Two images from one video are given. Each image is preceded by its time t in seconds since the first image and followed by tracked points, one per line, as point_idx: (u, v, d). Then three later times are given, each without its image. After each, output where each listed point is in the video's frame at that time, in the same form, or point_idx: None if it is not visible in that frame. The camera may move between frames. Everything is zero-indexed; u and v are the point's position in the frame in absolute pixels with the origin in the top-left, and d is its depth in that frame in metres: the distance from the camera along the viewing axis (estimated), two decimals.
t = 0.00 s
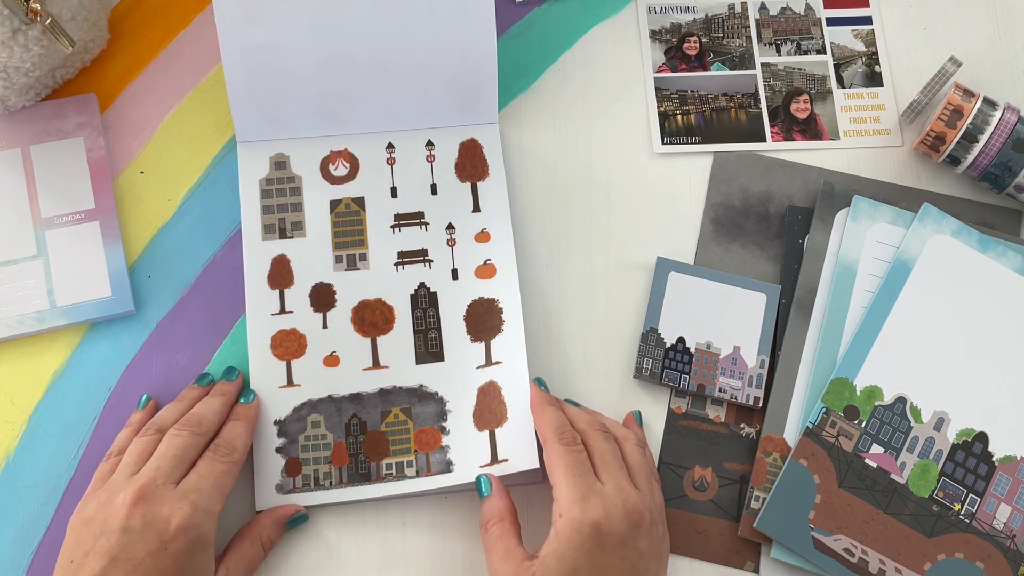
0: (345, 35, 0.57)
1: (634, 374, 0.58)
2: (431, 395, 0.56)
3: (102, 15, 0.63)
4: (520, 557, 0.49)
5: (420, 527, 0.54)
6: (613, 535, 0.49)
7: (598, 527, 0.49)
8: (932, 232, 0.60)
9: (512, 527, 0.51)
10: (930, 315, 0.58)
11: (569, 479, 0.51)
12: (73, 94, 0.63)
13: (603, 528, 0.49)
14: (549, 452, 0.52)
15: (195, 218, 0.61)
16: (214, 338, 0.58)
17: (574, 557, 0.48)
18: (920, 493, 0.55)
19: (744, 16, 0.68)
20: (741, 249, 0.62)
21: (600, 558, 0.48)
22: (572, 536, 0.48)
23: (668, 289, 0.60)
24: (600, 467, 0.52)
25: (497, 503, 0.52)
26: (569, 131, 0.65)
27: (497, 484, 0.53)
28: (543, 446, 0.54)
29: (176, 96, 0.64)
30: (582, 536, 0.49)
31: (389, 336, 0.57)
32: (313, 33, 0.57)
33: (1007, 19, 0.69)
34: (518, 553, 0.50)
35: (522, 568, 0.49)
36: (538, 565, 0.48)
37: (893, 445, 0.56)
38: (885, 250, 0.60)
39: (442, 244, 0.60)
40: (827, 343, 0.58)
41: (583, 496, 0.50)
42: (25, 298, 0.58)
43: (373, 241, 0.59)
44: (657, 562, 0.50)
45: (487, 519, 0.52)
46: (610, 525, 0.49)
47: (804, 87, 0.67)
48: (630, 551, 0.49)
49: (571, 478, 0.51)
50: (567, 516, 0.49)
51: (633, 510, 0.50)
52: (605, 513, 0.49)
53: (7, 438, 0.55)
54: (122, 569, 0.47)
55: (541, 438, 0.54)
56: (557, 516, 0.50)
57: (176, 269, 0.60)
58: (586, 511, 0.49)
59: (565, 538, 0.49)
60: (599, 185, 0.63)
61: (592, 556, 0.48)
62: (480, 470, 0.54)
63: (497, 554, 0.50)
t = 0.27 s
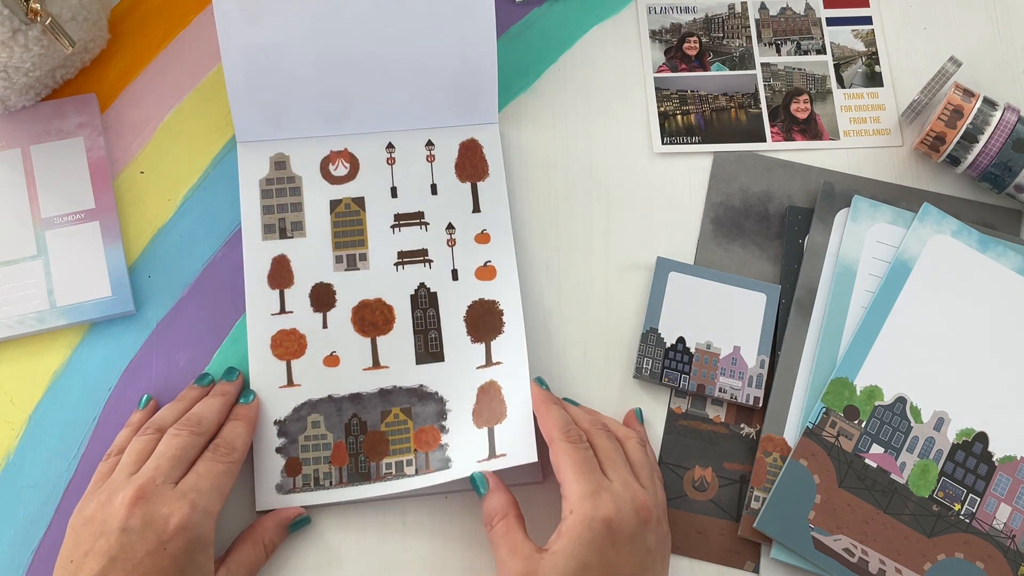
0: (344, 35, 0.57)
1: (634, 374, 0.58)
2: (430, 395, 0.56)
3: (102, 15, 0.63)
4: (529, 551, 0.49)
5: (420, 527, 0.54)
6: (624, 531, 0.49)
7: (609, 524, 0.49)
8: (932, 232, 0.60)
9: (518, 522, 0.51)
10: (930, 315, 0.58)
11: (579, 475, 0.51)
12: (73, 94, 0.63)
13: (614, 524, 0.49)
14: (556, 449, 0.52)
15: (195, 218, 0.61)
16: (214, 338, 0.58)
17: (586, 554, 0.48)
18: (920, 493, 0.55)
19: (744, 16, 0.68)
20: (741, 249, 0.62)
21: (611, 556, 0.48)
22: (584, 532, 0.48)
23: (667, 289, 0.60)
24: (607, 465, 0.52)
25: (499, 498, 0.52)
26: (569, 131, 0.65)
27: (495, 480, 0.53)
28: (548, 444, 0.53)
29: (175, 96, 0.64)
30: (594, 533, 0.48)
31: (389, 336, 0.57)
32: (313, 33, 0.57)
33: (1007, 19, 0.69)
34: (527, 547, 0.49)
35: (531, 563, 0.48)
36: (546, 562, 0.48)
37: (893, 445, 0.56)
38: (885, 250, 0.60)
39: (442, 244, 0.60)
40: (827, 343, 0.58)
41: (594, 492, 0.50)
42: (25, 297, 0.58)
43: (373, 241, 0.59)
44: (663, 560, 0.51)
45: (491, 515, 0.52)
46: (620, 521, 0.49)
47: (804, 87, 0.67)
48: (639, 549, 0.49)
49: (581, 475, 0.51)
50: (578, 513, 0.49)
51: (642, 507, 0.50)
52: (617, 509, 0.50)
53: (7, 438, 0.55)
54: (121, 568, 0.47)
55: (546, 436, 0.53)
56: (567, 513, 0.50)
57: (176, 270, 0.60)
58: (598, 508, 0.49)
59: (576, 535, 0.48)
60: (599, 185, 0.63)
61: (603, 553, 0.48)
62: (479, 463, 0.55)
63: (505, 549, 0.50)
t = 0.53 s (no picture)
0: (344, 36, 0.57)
1: (634, 374, 0.58)
2: (430, 391, 0.56)
3: (102, 15, 0.63)
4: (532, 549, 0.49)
5: (420, 527, 0.54)
6: (628, 530, 0.49)
7: (613, 522, 0.49)
8: (932, 231, 0.60)
9: (521, 517, 0.51)
10: (930, 315, 0.58)
11: (583, 473, 0.51)
12: (73, 94, 0.63)
13: (618, 522, 0.49)
14: (560, 447, 0.52)
15: (195, 218, 0.61)
16: (214, 338, 0.58)
17: (590, 552, 0.48)
18: (920, 493, 0.55)
19: (744, 16, 0.68)
20: (742, 249, 0.62)
21: (615, 554, 0.48)
22: (588, 529, 0.49)
23: (667, 289, 0.60)
24: (611, 463, 0.52)
25: (500, 494, 0.52)
26: (569, 131, 0.65)
27: (493, 477, 0.53)
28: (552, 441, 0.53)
29: (175, 96, 0.64)
30: (598, 530, 0.49)
31: (389, 336, 0.57)
32: (313, 33, 0.57)
33: (1007, 19, 0.69)
34: (531, 544, 0.49)
35: (536, 560, 0.48)
36: (550, 560, 0.48)
37: (893, 445, 0.56)
38: (885, 250, 0.60)
39: (442, 244, 0.60)
40: (827, 343, 0.58)
41: (599, 490, 0.50)
42: (25, 297, 0.58)
43: (373, 241, 0.59)
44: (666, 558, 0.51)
45: (493, 512, 0.51)
46: (625, 520, 0.49)
47: (804, 87, 0.67)
48: (642, 547, 0.49)
49: (585, 473, 0.51)
50: (583, 511, 0.49)
51: (646, 506, 0.51)
52: (620, 507, 0.50)
53: (7, 438, 0.55)
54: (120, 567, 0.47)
55: (550, 433, 0.53)
56: (571, 511, 0.50)
57: (177, 270, 0.60)
58: (602, 506, 0.49)
59: (581, 532, 0.49)
60: (599, 185, 0.63)
61: (607, 551, 0.48)
62: (479, 459, 0.54)
63: (510, 546, 0.49)
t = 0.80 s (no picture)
0: (344, 35, 0.57)
1: (634, 374, 0.58)
2: (430, 391, 0.56)
3: (102, 15, 0.63)
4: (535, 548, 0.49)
5: (421, 527, 0.54)
6: (631, 529, 0.49)
7: (616, 521, 0.49)
8: (932, 231, 0.60)
9: (524, 516, 0.51)
10: (930, 315, 0.58)
11: (587, 473, 0.51)
12: (73, 94, 0.63)
13: (621, 522, 0.49)
14: (564, 446, 0.52)
15: (195, 218, 0.61)
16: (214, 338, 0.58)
17: (593, 552, 0.48)
18: (920, 493, 0.55)
19: (744, 16, 0.68)
20: (742, 249, 0.62)
21: (618, 553, 0.48)
22: (592, 529, 0.48)
23: (668, 289, 0.60)
24: (614, 463, 0.52)
25: (503, 493, 0.52)
26: (569, 131, 0.65)
27: (495, 476, 0.53)
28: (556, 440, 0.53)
29: (176, 96, 0.64)
30: (601, 530, 0.49)
31: (389, 336, 0.57)
32: (313, 34, 0.57)
33: (1007, 19, 0.69)
34: (534, 543, 0.49)
35: (538, 559, 0.48)
36: (553, 560, 0.48)
37: (893, 445, 0.56)
38: (885, 250, 0.60)
39: (442, 244, 0.60)
40: (827, 342, 0.58)
41: (603, 489, 0.50)
42: (25, 297, 0.58)
43: (373, 241, 0.59)
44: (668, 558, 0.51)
45: (495, 511, 0.51)
46: (628, 519, 0.49)
47: (804, 87, 0.67)
48: (645, 547, 0.49)
49: (589, 472, 0.51)
50: (587, 510, 0.49)
51: (649, 506, 0.51)
52: (624, 507, 0.50)
53: (7, 438, 0.55)
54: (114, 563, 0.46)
55: (554, 433, 0.53)
56: (575, 510, 0.50)
57: (177, 270, 0.60)
58: (606, 506, 0.49)
59: (585, 532, 0.48)
60: (599, 185, 0.63)
61: (611, 551, 0.48)
62: (479, 459, 0.54)
63: (511, 546, 0.49)
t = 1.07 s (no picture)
0: (344, 36, 0.57)
1: (634, 374, 0.58)
2: (430, 390, 0.56)
3: (102, 15, 0.63)
4: (536, 548, 0.49)
5: (421, 527, 0.54)
6: (632, 530, 0.49)
7: (618, 522, 0.49)
8: (932, 231, 0.60)
9: (524, 516, 0.50)
10: (930, 315, 0.58)
11: (589, 473, 0.51)
12: (74, 93, 0.63)
13: (622, 522, 0.49)
14: (565, 446, 0.52)
15: (195, 218, 0.61)
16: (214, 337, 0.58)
17: (594, 552, 0.48)
18: (920, 493, 0.55)
19: (744, 16, 0.68)
20: (741, 249, 0.62)
21: (619, 553, 0.49)
22: (593, 529, 0.48)
23: (668, 288, 0.60)
24: (614, 463, 0.52)
25: (503, 493, 0.51)
26: (569, 131, 0.65)
27: (495, 475, 0.52)
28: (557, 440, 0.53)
29: (175, 96, 0.64)
30: (603, 530, 0.49)
31: (389, 336, 0.57)
32: (313, 34, 0.57)
33: (1007, 19, 0.69)
34: (535, 542, 0.49)
35: (539, 559, 0.48)
36: (554, 560, 0.48)
37: (893, 445, 0.56)
38: (885, 250, 0.60)
39: (441, 243, 0.60)
40: (827, 342, 0.58)
41: (605, 489, 0.50)
42: (25, 297, 0.58)
43: (373, 241, 0.59)
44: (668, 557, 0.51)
45: (496, 511, 0.51)
46: (630, 519, 0.49)
47: (804, 87, 0.67)
48: (646, 547, 0.50)
49: (590, 472, 0.51)
50: (588, 510, 0.49)
51: (650, 506, 0.51)
52: (625, 507, 0.50)
53: (7, 438, 0.55)
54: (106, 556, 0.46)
55: (555, 432, 0.53)
56: (576, 510, 0.50)
57: (177, 270, 0.60)
58: (607, 506, 0.49)
59: (586, 532, 0.48)
60: (599, 185, 0.63)
61: (611, 550, 0.48)
62: (479, 458, 0.54)
63: (512, 545, 0.49)
